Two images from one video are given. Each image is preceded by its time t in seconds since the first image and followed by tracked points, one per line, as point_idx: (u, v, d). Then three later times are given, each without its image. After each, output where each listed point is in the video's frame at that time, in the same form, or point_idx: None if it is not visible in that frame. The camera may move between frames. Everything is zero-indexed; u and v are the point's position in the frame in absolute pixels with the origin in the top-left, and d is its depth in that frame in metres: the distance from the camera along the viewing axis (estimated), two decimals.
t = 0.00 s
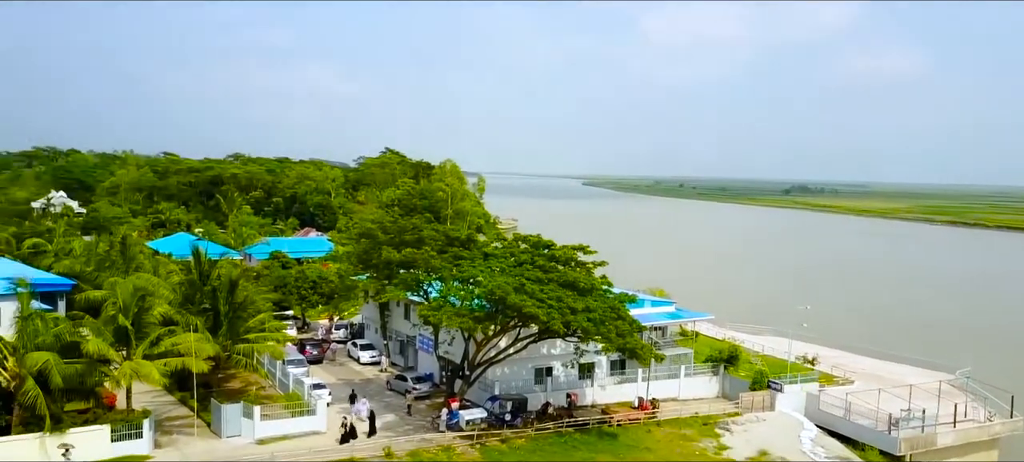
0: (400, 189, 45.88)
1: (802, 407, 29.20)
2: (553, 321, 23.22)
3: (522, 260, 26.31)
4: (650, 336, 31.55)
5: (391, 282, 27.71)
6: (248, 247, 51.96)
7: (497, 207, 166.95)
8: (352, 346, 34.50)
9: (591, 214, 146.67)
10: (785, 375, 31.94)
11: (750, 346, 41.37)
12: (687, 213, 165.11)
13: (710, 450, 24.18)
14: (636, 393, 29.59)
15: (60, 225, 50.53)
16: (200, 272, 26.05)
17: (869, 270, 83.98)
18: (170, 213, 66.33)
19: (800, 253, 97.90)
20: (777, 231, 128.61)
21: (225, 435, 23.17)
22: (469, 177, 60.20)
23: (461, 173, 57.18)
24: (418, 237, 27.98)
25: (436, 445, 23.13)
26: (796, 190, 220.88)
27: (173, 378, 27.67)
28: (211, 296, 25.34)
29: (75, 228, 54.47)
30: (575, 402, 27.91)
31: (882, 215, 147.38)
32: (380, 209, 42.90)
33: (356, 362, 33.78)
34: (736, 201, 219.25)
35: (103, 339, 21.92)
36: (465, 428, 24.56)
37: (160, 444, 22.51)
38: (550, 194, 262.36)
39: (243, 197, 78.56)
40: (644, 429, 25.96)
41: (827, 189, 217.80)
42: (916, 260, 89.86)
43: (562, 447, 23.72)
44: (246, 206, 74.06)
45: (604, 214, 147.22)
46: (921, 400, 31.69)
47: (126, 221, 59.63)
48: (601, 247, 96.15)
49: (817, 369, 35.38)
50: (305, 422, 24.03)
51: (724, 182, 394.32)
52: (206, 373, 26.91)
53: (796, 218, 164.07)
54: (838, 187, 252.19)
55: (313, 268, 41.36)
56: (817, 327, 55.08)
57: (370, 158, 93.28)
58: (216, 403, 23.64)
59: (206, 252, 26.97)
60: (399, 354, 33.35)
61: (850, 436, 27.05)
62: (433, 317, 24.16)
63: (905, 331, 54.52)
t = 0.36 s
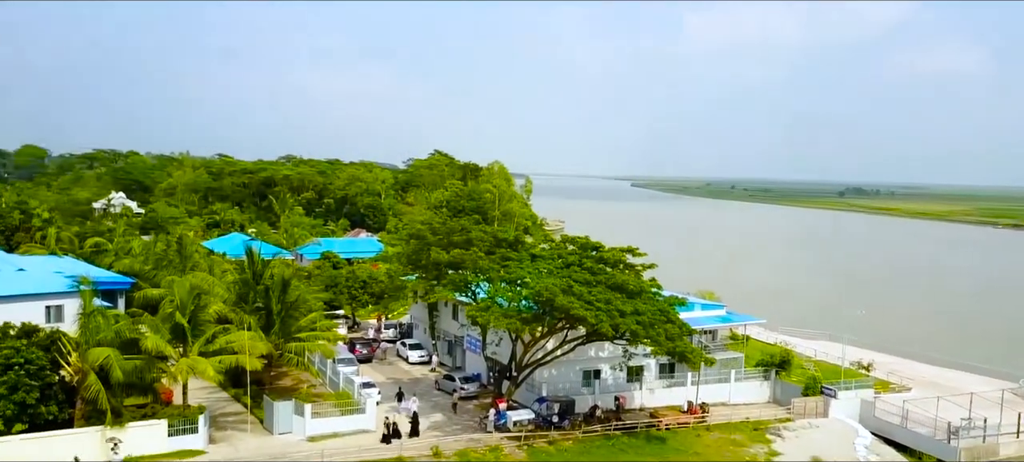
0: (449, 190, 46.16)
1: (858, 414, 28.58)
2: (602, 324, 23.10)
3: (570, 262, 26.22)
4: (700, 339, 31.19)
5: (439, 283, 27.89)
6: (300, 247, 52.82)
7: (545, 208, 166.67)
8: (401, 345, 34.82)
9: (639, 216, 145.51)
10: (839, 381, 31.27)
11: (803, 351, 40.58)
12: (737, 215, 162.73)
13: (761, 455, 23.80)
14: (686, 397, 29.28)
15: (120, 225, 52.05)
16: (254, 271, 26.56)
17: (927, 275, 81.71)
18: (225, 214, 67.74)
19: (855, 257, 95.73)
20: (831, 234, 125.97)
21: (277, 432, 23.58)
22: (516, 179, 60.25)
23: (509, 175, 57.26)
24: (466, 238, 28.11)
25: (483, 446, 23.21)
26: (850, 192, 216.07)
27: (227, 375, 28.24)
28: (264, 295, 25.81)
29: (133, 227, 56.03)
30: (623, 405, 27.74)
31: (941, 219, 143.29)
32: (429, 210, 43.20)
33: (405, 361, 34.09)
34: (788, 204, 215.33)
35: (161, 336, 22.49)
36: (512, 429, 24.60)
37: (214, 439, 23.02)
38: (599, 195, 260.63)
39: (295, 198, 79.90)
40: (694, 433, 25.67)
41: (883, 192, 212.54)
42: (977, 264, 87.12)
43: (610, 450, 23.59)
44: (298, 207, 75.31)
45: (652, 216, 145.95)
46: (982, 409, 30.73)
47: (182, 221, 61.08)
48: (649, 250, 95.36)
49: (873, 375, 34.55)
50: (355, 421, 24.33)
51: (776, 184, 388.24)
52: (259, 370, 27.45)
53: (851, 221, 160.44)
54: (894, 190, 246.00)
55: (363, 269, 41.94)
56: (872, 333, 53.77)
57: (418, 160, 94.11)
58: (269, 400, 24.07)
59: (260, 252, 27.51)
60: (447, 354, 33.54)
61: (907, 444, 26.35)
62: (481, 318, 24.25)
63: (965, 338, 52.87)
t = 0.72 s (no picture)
0: (495, 191, 46.31)
1: (912, 422, 27.90)
2: (648, 327, 22.92)
3: (616, 264, 26.07)
4: (749, 343, 30.74)
5: (485, 284, 27.96)
6: (348, 247, 53.48)
7: (591, 209, 165.80)
8: (447, 345, 35.02)
9: (686, 217, 143.91)
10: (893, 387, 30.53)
11: (855, 356, 39.71)
12: (787, 217, 159.92)
13: None
14: (734, 401, 28.87)
15: (174, 225, 53.33)
16: (303, 271, 26.95)
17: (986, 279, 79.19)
18: (275, 214, 68.90)
19: (910, 261, 93.26)
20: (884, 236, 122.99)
21: (325, 429, 23.89)
22: (562, 180, 60.14)
23: (555, 176, 57.18)
24: (512, 239, 28.16)
25: (528, 447, 23.20)
26: (904, 194, 210.73)
27: (277, 372, 28.72)
28: (313, 294, 26.20)
29: (187, 227, 57.34)
30: (670, 408, 27.48)
31: (1000, 221, 138.87)
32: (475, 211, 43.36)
33: (451, 361, 34.29)
34: (840, 206, 210.98)
35: (214, 334, 22.95)
36: (558, 431, 24.53)
37: (265, 435, 23.45)
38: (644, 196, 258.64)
39: (343, 199, 80.92)
40: (742, 437, 25.33)
41: (939, 194, 206.86)
42: None
43: (656, 453, 23.40)
44: (346, 208, 76.27)
45: (700, 218, 144.22)
46: None
47: (233, 222, 62.30)
48: (696, 252, 94.29)
49: (929, 382, 33.63)
50: (402, 420, 24.54)
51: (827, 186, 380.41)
52: (308, 368, 27.85)
53: (905, 224, 156.48)
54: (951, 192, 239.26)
55: (410, 270, 42.58)
56: (928, 338, 52.33)
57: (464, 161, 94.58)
58: (318, 398, 24.40)
59: (309, 252, 27.95)
60: (493, 355, 33.62)
61: (963, 453, 25.62)
62: (527, 319, 24.27)
63: None
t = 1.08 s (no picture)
0: (543, 193, 46.27)
1: (972, 431, 27.04)
2: (698, 330, 22.66)
3: (665, 266, 25.83)
4: (801, 347, 30.16)
5: (532, 285, 27.96)
6: (397, 249, 53.98)
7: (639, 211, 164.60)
8: (494, 346, 35.13)
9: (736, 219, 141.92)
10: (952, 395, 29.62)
11: (912, 362, 38.66)
12: (840, 219, 156.55)
13: None
14: (786, 406, 28.36)
15: (229, 226, 54.54)
16: (353, 271, 27.27)
17: None
18: (325, 215, 69.88)
19: (971, 265, 90.45)
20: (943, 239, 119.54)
21: (374, 428, 24.13)
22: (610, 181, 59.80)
23: (603, 178, 56.87)
24: (560, 241, 28.12)
25: (575, 449, 23.12)
26: (964, 196, 204.59)
27: (327, 371, 29.14)
28: (363, 294, 26.51)
29: (240, 228, 58.55)
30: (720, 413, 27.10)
31: None
32: (523, 212, 43.37)
33: (498, 362, 34.38)
34: (896, 208, 205.78)
35: (266, 332, 23.37)
36: (605, 433, 24.39)
37: (315, 433, 23.79)
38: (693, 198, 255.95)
39: (392, 201, 81.68)
40: (794, 444, 24.87)
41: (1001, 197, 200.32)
42: None
43: (705, 457, 23.11)
44: (395, 209, 77.06)
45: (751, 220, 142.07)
46: None
47: (285, 223, 63.36)
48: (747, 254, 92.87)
49: (990, 391, 32.55)
50: (449, 420, 24.67)
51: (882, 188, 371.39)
52: (357, 367, 28.17)
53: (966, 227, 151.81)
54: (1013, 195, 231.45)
55: (458, 270, 42.73)
56: (989, 346, 50.68)
57: (512, 163, 94.75)
58: (366, 397, 24.65)
59: (359, 252, 28.31)
60: (540, 356, 33.61)
61: None
62: (575, 321, 24.20)
63: None
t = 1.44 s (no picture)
0: (591, 194, 46.09)
1: None
2: (748, 334, 22.33)
3: (715, 269, 25.52)
4: (855, 353, 29.47)
5: (579, 286, 27.86)
6: (445, 249, 54.31)
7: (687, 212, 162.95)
8: (541, 348, 35.12)
9: (787, 221, 139.55)
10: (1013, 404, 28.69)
11: (971, 369, 37.55)
12: (896, 222, 152.77)
13: None
14: (838, 413, 27.78)
15: (280, 226, 55.56)
16: (402, 271, 27.51)
17: None
18: (374, 216, 70.64)
19: None
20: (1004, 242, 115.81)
21: (421, 427, 24.31)
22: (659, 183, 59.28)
23: (651, 179, 56.39)
24: (607, 242, 27.98)
25: (623, 452, 22.98)
26: None
27: (375, 370, 29.45)
28: (411, 294, 26.74)
29: (291, 228, 59.55)
30: (770, 418, 26.68)
31: None
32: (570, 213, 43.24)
33: (544, 364, 34.35)
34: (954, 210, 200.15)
35: (316, 331, 23.72)
36: (652, 436, 24.22)
37: (363, 431, 24.04)
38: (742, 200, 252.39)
39: (440, 202, 82.21)
40: (846, 450, 24.34)
41: None
42: None
43: None
44: (442, 210, 77.60)
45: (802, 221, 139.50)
46: None
47: (334, 223, 64.22)
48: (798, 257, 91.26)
49: None
50: (496, 420, 24.69)
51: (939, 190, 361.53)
52: (405, 367, 28.43)
53: None
54: None
55: (504, 271, 42.80)
56: None
57: (559, 164, 94.62)
58: (413, 396, 24.85)
59: (408, 252, 28.57)
60: (586, 358, 33.47)
61: None
62: (622, 323, 24.06)
63: None
